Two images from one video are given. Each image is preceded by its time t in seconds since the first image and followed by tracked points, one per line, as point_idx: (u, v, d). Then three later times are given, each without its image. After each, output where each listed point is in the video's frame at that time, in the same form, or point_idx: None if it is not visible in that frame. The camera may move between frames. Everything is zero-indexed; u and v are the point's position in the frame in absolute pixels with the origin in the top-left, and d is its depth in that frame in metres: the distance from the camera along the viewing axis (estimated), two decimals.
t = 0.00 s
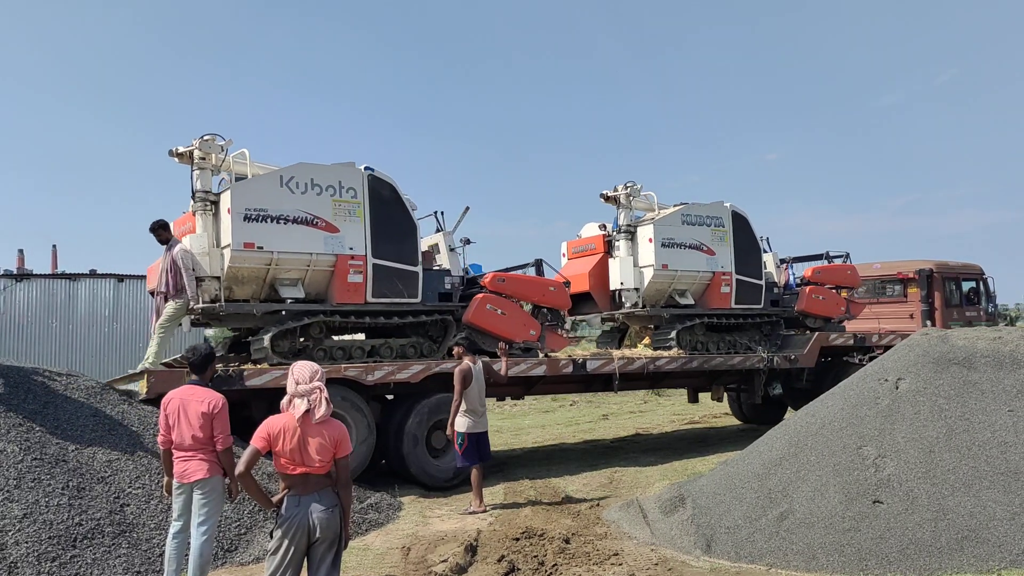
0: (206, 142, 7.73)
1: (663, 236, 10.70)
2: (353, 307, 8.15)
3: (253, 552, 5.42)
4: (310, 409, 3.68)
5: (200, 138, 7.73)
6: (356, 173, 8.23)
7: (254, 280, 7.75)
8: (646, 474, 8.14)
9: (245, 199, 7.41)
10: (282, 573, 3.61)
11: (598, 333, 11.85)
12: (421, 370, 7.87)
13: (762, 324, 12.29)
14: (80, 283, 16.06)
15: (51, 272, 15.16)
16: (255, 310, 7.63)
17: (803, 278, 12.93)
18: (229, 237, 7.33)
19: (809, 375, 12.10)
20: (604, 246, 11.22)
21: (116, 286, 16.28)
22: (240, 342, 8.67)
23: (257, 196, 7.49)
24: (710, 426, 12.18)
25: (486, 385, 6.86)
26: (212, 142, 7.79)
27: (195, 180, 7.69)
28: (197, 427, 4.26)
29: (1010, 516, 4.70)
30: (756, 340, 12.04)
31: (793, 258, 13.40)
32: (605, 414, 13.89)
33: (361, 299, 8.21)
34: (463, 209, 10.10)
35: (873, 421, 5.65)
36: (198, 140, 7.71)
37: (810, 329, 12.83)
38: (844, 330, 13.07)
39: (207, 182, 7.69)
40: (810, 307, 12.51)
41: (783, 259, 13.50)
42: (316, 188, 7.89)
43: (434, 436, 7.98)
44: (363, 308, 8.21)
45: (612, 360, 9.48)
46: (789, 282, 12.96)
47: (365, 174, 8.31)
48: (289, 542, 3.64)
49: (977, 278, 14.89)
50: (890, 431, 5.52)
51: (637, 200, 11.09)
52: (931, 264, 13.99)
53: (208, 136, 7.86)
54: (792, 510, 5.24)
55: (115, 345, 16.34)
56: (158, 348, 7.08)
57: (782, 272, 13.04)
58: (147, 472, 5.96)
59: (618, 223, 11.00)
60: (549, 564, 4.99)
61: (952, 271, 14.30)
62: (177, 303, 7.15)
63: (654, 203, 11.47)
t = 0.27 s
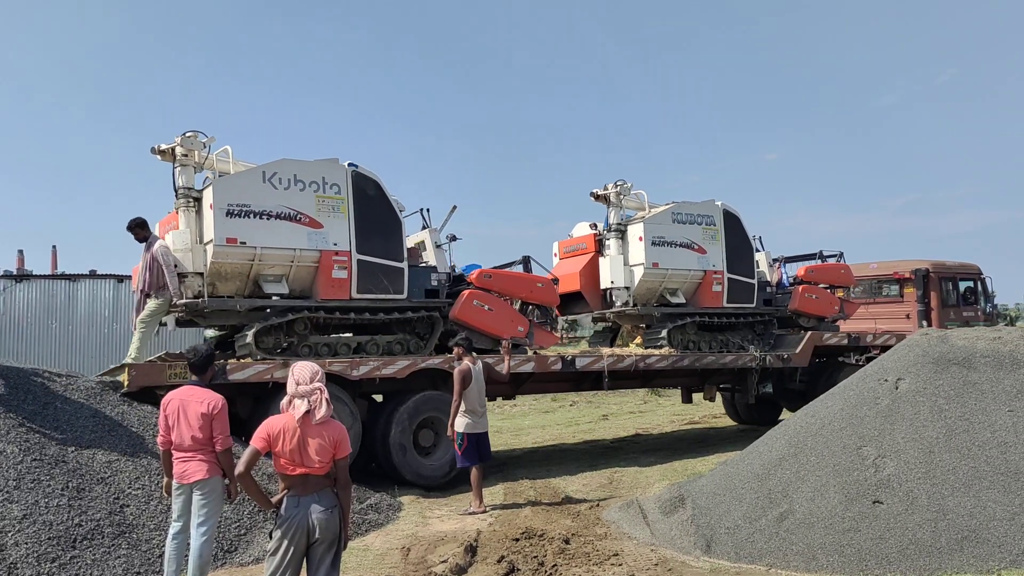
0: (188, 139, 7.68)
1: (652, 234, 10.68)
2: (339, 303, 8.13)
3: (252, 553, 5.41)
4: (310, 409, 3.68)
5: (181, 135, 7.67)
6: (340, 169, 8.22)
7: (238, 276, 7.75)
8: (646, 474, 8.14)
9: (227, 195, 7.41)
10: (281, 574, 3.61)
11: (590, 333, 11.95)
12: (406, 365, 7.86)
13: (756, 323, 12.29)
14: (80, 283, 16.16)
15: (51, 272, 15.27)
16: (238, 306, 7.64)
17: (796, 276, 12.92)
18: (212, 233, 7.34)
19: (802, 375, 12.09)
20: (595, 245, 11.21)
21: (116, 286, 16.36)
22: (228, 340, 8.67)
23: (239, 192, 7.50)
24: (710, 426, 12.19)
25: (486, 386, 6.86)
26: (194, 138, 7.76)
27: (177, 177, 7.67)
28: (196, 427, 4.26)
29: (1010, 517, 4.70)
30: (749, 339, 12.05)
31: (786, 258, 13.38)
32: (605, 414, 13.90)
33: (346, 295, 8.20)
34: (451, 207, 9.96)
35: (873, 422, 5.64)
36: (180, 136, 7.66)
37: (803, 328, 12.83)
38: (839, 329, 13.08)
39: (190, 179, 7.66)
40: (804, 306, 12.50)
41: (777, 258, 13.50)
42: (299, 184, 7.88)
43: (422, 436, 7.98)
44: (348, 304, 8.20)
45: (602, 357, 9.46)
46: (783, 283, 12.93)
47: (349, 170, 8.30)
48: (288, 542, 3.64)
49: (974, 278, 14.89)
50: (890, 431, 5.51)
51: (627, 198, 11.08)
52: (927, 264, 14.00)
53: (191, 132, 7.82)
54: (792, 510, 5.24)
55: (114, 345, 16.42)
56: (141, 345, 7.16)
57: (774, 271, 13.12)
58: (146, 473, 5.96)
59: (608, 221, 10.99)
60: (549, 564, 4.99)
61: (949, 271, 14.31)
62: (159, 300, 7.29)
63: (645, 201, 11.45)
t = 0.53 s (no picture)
0: (183, 138, 7.71)
1: (648, 234, 10.69)
2: (334, 303, 8.13)
3: (251, 554, 5.41)
4: (310, 410, 3.69)
5: (176, 134, 7.70)
6: (335, 169, 8.22)
7: (233, 276, 7.75)
8: (645, 474, 8.15)
9: (222, 194, 7.41)
10: (280, 574, 3.61)
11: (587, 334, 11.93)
12: (402, 365, 7.87)
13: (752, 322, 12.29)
14: (78, 284, 16.20)
15: (50, 274, 15.34)
16: (234, 306, 7.64)
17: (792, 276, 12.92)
18: (206, 233, 7.34)
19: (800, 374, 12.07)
20: (591, 245, 11.18)
21: (114, 287, 16.41)
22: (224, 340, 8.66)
23: (234, 192, 7.49)
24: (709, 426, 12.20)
25: (485, 387, 6.86)
26: (188, 138, 7.78)
27: (172, 176, 7.69)
28: (195, 428, 4.26)
29: (1008, 516, 4.71)
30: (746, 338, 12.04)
31: (782, 258, 13.37)
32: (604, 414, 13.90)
33: (342, 295, 8.20)
34: (447, 207, 10.22)
35: (872, 422, 5.65)
36: (175, 136, 7.69)
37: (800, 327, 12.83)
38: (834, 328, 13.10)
39: (185, 179, 7.68)
40: (801, 306, 12.50)
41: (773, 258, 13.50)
42: (294, 183, 7.88)
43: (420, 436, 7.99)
44: (344, 303, 8.20)
45: (598, 357, 9.47)
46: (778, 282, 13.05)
47: (344, 170, 8.30)
48: (287, 543, 3.64)
49: (971, 278, 14.91)
50: (888, 431, 5.52)
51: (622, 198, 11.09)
52: (924, 264, 14.00)
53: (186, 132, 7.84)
54: (791, 510, 5.25)
55: (113, 345, 16.47)
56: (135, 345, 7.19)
57: (770, 271, 13.18)
58: (145, 474, 5.97)
59: (603, 221, 11.00)
60: (547, 564, 5.00)
61: (946, 270, 14.32)
62: (153, 300, 7.34)
63: (640, 201, 11.45)
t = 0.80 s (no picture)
0: (194, 144, 7.68)
1: (653, 237, 10.69)
2: (344, 308, 8.12)
3: (251, 555, 5.41)
4: (309, 410, 3.69)
5: (187, 140, 7.67)
6: (346, 174, 8.23)
7: (243, 282, 7.75)
8: (645, 474, 8.16)
9: (233, 200, 7.42)
10: (280, 574, 3.61)
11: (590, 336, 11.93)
12: (412, 371, 7.85)
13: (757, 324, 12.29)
14: (77, 284, 16.25)
15: (51, 274, 15.43)
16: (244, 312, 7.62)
17: (796, 278, 12.93)
18: (217, 239, 7.34)
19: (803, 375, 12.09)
20: (596, 247, 11.22)
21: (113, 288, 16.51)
22: (231, 344, 8.64)
23: (245, 198, 7.50)
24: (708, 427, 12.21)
25: (486, 386, 6.85)
26: (199, 143, 7.75)
27: (183, 181, 7.66)
28: (194, 429, 4.26)
29: (1007, 516, 4.72)
30: (752, 340, 12.03)
31: (786, 259, 13.38)
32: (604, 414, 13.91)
33: (351, 301, 8.20)
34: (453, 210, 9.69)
35: (871, 422, 5.65)
36: (186, 142, 7.66)
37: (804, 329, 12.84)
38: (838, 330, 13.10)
39: (196, 184, 7.66)
40: (804, 308, 12.51)
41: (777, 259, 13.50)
42: (305, 189, 7.89)
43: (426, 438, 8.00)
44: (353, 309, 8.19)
45: (605, 361, 9.45)
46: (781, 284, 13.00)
47: (354, 176, 8.30)
48: (287, 544, 3.64)
49: (973, 278, 14.92)
50: (887, 431, 5.52)
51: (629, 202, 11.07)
52: (926, 264, 14.01)
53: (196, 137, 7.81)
54: (790, 510, 5.26)
55: (113, 346, 16.53)
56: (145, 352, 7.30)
57: (773, 272, 13.17)
58: (145, 475, 5.96)
59: (609, 224, 11.01)
60: (547, 565, 5.00)
61: (948, 271, 14.33)
62: (161, 305, 7.41)
63: (647, 204, 11.42)
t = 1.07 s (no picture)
0: (210, 147, 7.70)
1: (665, 238, 10.67)
2: (358, 311, 8.13)
3: (252, 554, 5.42)
4: (309, 410, 3.69)
5: (204, 143, 7.68)
6: (361, 178, 8.23)
7: (259, 285, 7.74)
8: (646, 474, 8.16)
9: (250, 204, 7.41)
10: (281, 575, 3.61)
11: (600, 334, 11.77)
12: (424, 374, 7.85)
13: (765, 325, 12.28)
14: (78, 284, 16.32)
15: (53, 274, 15.52)
16: (260, 314, 7.63)
17: (804, 279, 12.92)
18: (233, 243, 7.33)
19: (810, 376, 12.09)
20: (607, 247, 11.21)
21: (115, 288, 16.60)
22: (244, 346, 8.66)
23: (261, 201, 7.49)
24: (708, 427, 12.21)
25: (487, 386, 6.86)
26: (215, 146, 7.76)
27: (199, 184, 7.66)
28: (195, 429, 4.26)
29: (1008, 516, 4.72)
30: (761, 341, 12.01)
31: (795, 260, 13.39)
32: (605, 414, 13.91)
33: (365, 304, 8.20)
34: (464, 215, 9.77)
35: (872, 422, 5.65)
36: (202, 145, 7.68)
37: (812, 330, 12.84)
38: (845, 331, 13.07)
39: (212, 187, 7.67)
40: (812, 309, 12.50)
41: (785, 261, 13.49)
42: (320, 193, 7.89)
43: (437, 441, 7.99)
44: (366, 312, 8.20)
45: (615, 363, 9.45)
46: (791, 286, 12.93)
47: (369, 179, 8.30)
48: (288, 544, 3.64)
49: (979, 280, 14.91)
50: (887, 431, 5.52)
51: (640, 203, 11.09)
52: (933, 265, 13.99)
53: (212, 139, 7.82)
54: (791, 510, 5.25)
55: (113, 346, 16.59)
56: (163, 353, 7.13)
57: (784, 274, 13.10)
58: (146, 475, 5.96)
59: (620, 225, 11.01)
60: (548, 565, 4.99)
61: (954, 272, 14.32)
62: (178, 309, 7.18)
63: (657, 205, 11.45)
